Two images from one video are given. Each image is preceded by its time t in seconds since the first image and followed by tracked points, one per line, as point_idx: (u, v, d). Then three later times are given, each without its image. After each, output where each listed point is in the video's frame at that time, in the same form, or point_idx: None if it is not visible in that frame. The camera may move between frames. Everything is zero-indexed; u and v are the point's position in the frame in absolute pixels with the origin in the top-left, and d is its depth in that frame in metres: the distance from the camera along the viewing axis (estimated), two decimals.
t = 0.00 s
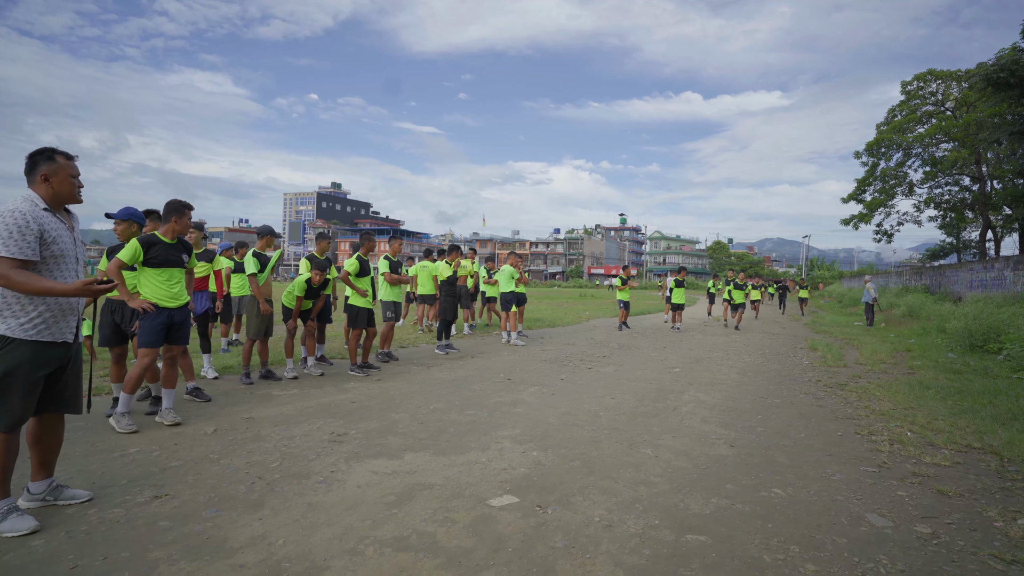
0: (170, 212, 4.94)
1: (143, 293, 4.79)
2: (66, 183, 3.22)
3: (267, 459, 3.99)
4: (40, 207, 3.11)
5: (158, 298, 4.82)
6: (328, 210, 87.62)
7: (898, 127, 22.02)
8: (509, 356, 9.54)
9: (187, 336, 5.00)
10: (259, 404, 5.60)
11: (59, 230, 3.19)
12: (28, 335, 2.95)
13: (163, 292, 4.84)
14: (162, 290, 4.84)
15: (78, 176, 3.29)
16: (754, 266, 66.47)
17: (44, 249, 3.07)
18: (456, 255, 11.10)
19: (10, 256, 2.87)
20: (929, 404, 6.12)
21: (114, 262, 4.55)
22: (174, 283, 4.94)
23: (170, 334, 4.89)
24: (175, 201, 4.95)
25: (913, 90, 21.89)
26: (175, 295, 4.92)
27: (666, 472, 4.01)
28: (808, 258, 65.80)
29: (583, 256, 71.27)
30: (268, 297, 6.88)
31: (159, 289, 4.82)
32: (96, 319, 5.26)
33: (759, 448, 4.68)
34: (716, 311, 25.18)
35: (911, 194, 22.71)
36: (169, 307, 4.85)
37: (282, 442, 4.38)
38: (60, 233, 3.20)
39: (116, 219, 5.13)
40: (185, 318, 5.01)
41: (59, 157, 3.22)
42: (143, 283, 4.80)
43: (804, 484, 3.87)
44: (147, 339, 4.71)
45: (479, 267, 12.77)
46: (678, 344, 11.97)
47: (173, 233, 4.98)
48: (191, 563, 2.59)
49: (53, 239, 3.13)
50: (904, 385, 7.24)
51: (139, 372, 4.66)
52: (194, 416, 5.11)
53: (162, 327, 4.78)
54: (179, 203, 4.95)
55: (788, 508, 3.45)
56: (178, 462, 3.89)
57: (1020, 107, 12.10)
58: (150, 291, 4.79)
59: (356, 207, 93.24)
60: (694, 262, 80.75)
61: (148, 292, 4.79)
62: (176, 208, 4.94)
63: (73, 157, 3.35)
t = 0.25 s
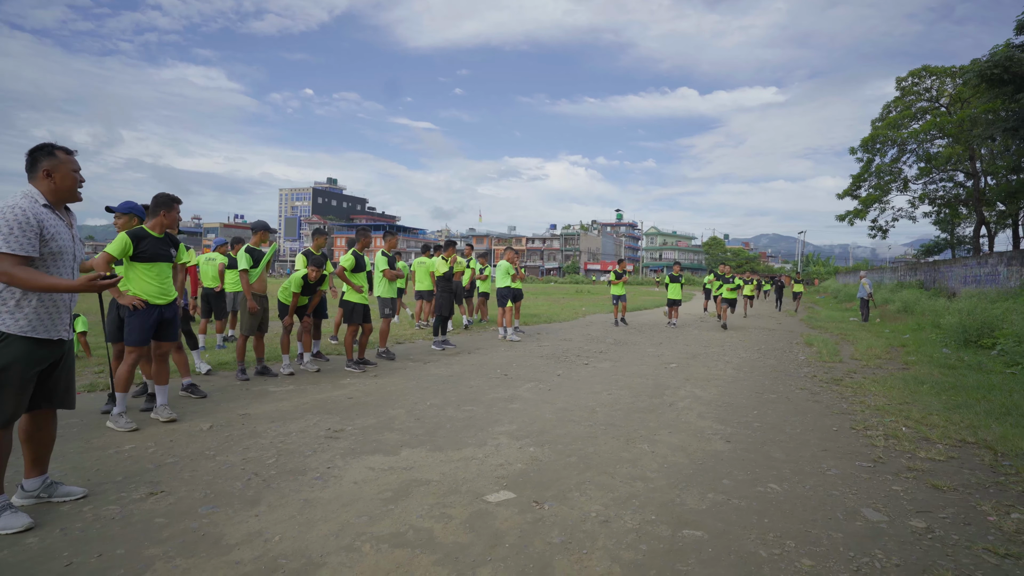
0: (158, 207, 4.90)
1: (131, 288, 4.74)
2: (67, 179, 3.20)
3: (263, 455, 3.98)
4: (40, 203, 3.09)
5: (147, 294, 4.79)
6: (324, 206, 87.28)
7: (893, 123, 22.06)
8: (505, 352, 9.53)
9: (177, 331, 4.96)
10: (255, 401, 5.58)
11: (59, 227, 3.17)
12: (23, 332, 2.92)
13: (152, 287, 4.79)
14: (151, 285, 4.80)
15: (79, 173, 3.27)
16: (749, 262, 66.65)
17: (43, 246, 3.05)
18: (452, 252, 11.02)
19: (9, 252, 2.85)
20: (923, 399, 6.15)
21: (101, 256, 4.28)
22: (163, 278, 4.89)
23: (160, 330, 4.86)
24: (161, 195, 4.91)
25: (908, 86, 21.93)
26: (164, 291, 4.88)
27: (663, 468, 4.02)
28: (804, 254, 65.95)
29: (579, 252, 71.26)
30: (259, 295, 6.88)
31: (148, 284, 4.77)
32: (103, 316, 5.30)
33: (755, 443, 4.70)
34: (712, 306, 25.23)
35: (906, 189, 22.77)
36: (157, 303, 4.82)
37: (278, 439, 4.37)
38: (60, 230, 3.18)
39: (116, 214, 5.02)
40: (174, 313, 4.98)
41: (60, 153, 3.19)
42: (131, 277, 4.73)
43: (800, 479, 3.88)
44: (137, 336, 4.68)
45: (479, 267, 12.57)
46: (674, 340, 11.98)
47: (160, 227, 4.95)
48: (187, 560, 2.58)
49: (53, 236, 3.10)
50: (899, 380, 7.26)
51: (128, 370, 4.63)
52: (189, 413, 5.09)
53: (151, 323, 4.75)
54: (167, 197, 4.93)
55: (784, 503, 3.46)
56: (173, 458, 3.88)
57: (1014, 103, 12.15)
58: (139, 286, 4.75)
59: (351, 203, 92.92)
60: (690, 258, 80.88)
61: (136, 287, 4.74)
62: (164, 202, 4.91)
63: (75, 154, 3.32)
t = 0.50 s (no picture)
0: (147, 208, 4.78)
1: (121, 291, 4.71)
2: (70, 183, 3.19)
3: (263, 458, 3.97)
4: (43, 207, 3.09)
5: (137, 296, 4.72)
6: (323, 208, 87.27)
7: (891, 124, 22.09)
8: (505, 354, 9.53)
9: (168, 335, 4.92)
10: (255, 403, 5.58)
11: (61, 231, 3.16)
12: (23, 335, 2.91)
13: (141, 290, 4.73)
14: (141, 288, 4.74)
15: (82, 177, 3.26)
16: (749, 263, 66.70)
17: (47, 249, 3.06)
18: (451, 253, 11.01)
19: (12, 255, 2.86)
20: (924, 399, 6.14)
21: (91, 258, 4.35)
22: (153, 280, 4.85)
23: (149, 333, 4.85)
24: (151, 196, 4.78)
25: (906, 86, 21.96)
26: (154, 294, 4.82)
27: (663, 469, 4.01)
28: (803, 254, 65.92)
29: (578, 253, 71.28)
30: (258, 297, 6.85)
31: (137, 287, 4.71)
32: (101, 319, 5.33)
33: (755, 444, 4.70)
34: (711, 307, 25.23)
35: (905, 190, 22.79)
36: (147, 306, 4.77)
37: (278, 441, 4.36)
38: (62, 234, 3.17)
39: (117, 216, 5.19)
40: (164, 316, 4.94)
41: (64, 157, 3.19)
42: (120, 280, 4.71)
43: (801, 480, 3.88)
44: (125, 339, 4.68)
45: (479, 269, 12.53)
46: (674, 341, 11.98)
47: (149, 229, 4.87)
48: (187, 563, 2.57)
49: (56, 240, 3.10)
50: (899, 380, 7.26)
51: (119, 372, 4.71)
52: (189, 415, 5.08)
53: (140, 327, 4.73)
54: (157, 198, 4.80)
55: (785, 504, 3.46)
56: (173, 461, 3.87)
57: (1012, 103, 12.17)
58: (129, 289, 4.70)
59: (351, 205, 92.92)
60: (690, 259, 80.90)
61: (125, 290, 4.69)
62: (153, 204, 4.77)
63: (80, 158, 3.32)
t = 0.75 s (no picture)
0: (144, 210, 4.71)
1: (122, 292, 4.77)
2: (78, 185, 3.23)
3: (270, 457, 3.99)
4: (52, 208, 3.12)
5: (138, 298, 4.75)
6: (329, 209, 87.60)
7: (899, 122, 21.94)
8: (511, 354, 9.53)
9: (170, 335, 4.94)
10: (262, 403, 5.60)
11: (70, 232, 3.20)
12: (38, 335, 2.94)
13: (142, 291, 4.75)
14: (142, 289, 4.77)
15: (89, 179, 3.29)
16: (755, 263, 66.42)
17: (57, 250, 3.09)
18: (457, 253, 11.02)
19: (24, 256, 2.88)
20: (933, 401, 6.09)
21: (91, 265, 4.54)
22: (153, 281, 4.87)
23: (151, 333, 4.88)
24: (147, 198, 4.70)
25: (914, 85, 21.81)
26: (154, 295, 4.84)
27: (670, 469, 4.00)
28: (810, 254, 65.54)
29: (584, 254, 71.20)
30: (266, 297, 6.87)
31: (138, 289, 4.74)
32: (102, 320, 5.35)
33: (762, 444, 4.68)
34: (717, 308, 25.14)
35: (913, 189, 22.63)
36: (148, 307, 4.80)
37: (285, 441, 4.38)
38: (71, 234, 3.20)
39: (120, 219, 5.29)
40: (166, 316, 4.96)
41: (72, 159, 3.22)
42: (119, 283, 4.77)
43: (808, 481, 3.86)
44: (128, 341, 4.71)
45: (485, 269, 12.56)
46: (681, 341, 11.93)
47: (146, 230, 4.84)
48: (196, 560, 2.59)
49: (64, 240, 3.13)
50: (908, 381, 7.20)
51: (124, 374, 4.73)
52: (197, 414, 5.11)
53: (141, 328, 4.77)
54: (154, 199, 4.70)
55: (793, 505, 3.44)
56: (181, 460, 3.89)
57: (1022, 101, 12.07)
58: (128, 291, 4.74)
59: (356, 206, 93.23)
60: (696, 259, 80.63)
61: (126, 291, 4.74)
62: (149, 206, 4.69)
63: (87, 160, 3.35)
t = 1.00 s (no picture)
0: (143, 212, 4.71)
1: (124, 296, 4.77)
2: (81, 188, 3.23)
3: (272, 461, 3.99)
4: (55, 211, 3.13)
5: (140, 301, 4.78)
6: (332, 211, 87.90)
7: (902, 125, 21.89)
8: (514, 357, 9.52)
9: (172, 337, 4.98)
10: (264, 406, 5.60)
11: (73, 234, 3.20)
12: (41, 338, 2.95)
13: (144, 295, 4.79)
14: (143, 293, 4.80)
15: (92, 182, 3.30)
16: (758, 266, 66.34)
17: (59, 251, 3.09)
18: (462, 256, 11.02)
19: (24, 258, 2.89)
20: (937, 404, 6.06)
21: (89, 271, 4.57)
22: (154, 285, 4.90)
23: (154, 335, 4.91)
24: (145, 200, 4.71)
25: (917, 87, 21.76)
26: (156, 298, 4.87)
27: (673, 473, 3.99)
28: (813, 256, 65.35)
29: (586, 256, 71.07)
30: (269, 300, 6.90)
31: (140, 292, 4.78)
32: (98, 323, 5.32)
33: (766, 448, 4.65)
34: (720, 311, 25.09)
35: (917, 191, 22.56)
36: (150, 310, 4.83)
37: (287, 444, 4.38)
38: (74, 236, 3.21)
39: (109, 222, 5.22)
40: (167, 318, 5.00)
41: (75, 162, 3.23)
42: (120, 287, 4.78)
43: (812, 485, 3.84)
44: (131, 344, 4.71)
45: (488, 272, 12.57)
46: (684, 344, 11.90)
47: (144, 234, 4.82)
48: (197, 565, 2.58)
49: (67, 242, 3.13)
50: (912, 384, 7.17)
51: (127, 378, 4.72)
52: (200, 418, 5.12)
53: (144, 331, 4.78)
54: (151, 201, 4.71)
55: (797, 509, 3.42)
56: (184, 463, 3.90)
57: None
58: (130, 294, 4.76)
59: (360, 208, 93.47)
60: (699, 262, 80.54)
61: (127, 294, 4.75)
62: (147, 208, 4.70)
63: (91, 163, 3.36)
